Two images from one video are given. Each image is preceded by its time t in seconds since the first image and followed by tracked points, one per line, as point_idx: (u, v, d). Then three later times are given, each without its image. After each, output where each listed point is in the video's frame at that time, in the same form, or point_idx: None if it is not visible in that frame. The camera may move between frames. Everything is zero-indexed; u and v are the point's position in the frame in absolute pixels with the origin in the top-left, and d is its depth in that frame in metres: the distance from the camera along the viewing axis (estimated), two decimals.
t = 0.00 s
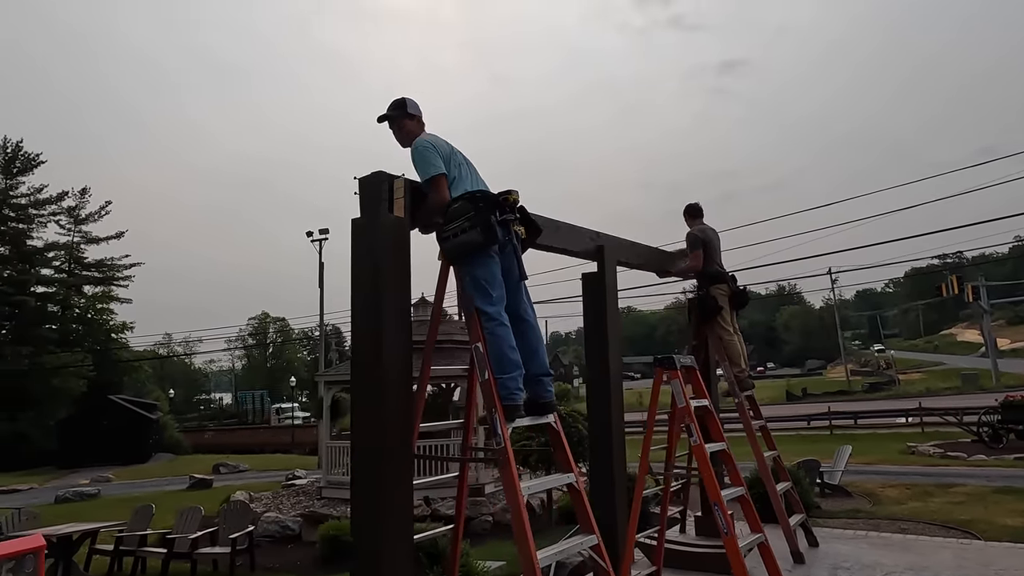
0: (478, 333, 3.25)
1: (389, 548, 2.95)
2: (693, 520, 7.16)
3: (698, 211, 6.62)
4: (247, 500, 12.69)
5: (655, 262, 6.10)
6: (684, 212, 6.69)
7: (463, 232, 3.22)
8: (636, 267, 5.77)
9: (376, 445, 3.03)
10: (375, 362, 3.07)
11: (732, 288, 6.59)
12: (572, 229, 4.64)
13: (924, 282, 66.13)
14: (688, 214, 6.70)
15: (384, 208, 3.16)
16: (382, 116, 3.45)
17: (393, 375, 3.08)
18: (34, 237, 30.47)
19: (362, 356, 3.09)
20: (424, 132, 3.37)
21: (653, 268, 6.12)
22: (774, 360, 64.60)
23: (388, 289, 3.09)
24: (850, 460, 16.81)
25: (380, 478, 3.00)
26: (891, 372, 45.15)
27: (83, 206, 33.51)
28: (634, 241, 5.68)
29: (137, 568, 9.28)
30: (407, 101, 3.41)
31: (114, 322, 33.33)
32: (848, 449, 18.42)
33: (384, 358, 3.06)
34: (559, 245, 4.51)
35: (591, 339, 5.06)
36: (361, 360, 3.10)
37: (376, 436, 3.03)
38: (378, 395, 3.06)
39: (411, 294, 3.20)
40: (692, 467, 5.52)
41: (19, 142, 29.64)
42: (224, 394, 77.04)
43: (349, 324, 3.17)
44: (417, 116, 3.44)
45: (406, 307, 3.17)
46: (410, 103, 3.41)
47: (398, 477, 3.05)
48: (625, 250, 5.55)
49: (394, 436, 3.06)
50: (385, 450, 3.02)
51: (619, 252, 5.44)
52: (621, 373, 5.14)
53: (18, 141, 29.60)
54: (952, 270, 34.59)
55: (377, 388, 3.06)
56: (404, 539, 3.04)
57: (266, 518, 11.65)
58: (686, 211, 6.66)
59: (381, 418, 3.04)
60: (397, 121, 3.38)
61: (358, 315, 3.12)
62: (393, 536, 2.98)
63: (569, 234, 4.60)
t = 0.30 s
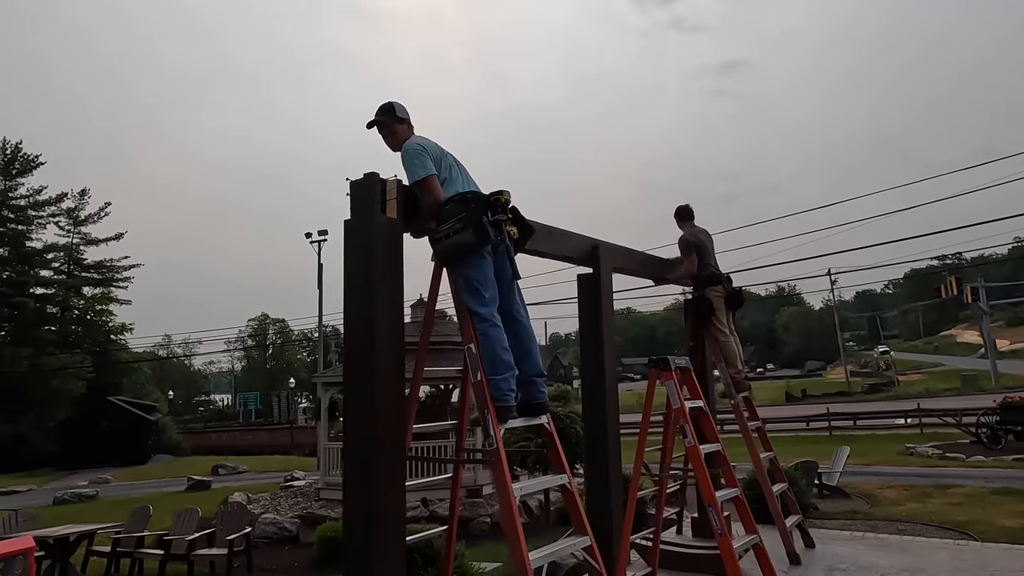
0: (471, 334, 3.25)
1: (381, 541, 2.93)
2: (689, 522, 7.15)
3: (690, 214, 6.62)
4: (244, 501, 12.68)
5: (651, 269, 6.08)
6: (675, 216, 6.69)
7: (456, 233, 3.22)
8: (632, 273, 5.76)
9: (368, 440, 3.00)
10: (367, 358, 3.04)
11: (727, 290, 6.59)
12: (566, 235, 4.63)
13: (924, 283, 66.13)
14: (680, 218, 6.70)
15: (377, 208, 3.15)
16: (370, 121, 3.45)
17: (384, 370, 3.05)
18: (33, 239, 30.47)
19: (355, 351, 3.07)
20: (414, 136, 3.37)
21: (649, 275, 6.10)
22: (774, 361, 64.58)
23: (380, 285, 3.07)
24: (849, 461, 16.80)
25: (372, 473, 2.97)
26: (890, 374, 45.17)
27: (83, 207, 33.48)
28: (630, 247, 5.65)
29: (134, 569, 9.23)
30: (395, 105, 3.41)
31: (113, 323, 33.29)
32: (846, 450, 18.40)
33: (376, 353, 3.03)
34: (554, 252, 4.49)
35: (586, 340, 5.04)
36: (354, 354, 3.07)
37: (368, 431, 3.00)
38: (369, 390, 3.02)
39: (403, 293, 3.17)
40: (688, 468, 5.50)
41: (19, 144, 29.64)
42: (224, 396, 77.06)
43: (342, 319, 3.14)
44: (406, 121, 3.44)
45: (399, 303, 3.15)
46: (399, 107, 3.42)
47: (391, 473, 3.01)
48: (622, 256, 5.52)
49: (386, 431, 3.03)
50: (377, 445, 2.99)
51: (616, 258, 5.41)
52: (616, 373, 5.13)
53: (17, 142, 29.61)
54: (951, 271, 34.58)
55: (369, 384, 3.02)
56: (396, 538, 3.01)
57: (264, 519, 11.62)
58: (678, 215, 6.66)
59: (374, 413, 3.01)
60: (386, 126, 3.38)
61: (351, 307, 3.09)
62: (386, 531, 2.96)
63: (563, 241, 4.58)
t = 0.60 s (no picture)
0: (466, 334, 3.24)
1: (377, 540, 2.91)
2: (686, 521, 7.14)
3: (685, 217, 6.62)
4: (242, 502, 12.68)
5: (649, 276, 6.07)
6: (668, 218, 6.70)
7: (451, 233, 3.23)
8: (629, 279, 5.75)
9: (365, 438, 2.98)
10: (362, 355, 3.03)
11: (724, 291, 6.57)
12: (563, 239, 4.61)
13: (923, 284, 66.16)
14: (674, 220, 6.70)
15: (373, 207, 3.14)
16: (365, 123, 3.45)
17: (379, 367, 3.03)
18: (32, 239, 30.44)
19: (351, 349, 3.05)
20: (409, 135, 3.36)
21: (647, 282, 6.09)
22: (773, 362, 64.51)
23: (376, 283, 3.05)
24: (847, 462, 16.79)
25: (368, 471, 2.94)
26: (889, 374, 45.22)
27: (81, 207, 33.46)
28: (628, 254, 5.65)
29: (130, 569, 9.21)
30: (389, 106, 3.40)
31: (112, 324, 33.25)
32: (845, 451, 18.39)
33: (372, 351, 3.01)
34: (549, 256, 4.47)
35: (581, 341, 5.00)
36: (350, 352, 3.06)
37: (364, 430, 2.98)
38: (364, 387, 3.00)
39: (399, 292, 3.16)
40: (685, 468, 5.48)
41: (17, 144, 29.64)
42: (223, 397, 76.97)
43: (338, 318, 3.13)
44: (401, 122, 3.44)
45: (395, 301, 3.14)
46: (393, 108, 3.41)
47: (386, 472, 3.00)
48: (620, 262, 5.52)
49: (382, 430, 3.01)
50: (373, 443, 2.97)
51: (614, 264, 5.41)
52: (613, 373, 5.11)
53: (16, 143, 29.61)
54: (949, 272, 34.61)
55: (364, 382, 3.01)
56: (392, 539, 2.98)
57: (261, 520, 11.64)
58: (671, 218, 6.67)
59: (370, 411, 2.99)
60: (380, 126, 3.38)
61: (347, 305, 3.08)
62: (383, 529, 2.94)
63: (559, 246, 4.57)
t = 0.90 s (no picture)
0: (462, 335, 3.23)
1: (372, 540, 2.90)
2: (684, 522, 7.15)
3: (681, 218, 6.62)
4: (239, 502, 12.67)
5: (647, 281, 6.07)
6: (663, 219, 6.70)
7: (448, 234, 3.22)
8: (627, 284, 5.73)
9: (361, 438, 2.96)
10: (359, 355, 3.01)
11: (721, 292, 6.57)
12: (560, 243, 4.60)
13: (920, 284, 66.22)
14: (668, 221, 6.70)
15: (369, 207, 3.13)
16: (362, 122, 3.44)
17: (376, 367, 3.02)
18: (28, 239, 30.33)
19: (347, 348, 3.03)
20: (406, 134, 3.35)
21: (645, 287, 6.09)
22: (771, 363, 64.49)
23: (373, 282, 3.04)
24: (844, 463, 16.78)
25: (364, 472, 2.93)
26: (887, 375, 45.24)
27: (79, 207, 33.39)
28: (626, 260, 5.65)
29: (127, 570, 9.18)
30: (386, 105, 3.40)
31: (109, 324, 33.17)
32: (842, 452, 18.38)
33: (368, 352, 3.00)
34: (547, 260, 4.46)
35: (580, 342, 4.98)
36: (347, 352, 3.04)
37: (361, 430, 2.96)
38: (361, 386, 2.99)
39: (396, 292, 3.14)
40: (683, 469, 5.46)
41: (14, 143, 29.55)
42: (220, 398, 76.81)
43: (334, 318, 3.11)
44: (398, 121, 3.43)
45: (392, 300, 3.13)
46: (391, 108, 3.41)
47: (383, 472, 2.98)
48: (618, 268, 5.52)
49: (378, 430, 3.00)
50: (370, 444, 2.96)
51: (612, 269, 5.41)
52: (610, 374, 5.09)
53: (13, 142, 29.51)
54: (947, 272, 34.61)
55: (361, 382, 2.99)
56: (387, 538, 2.98)
57: (258, 520, 11.62)
58: (666, 221, 6.67)
59: (366, 411, 2.98)
60: (379, 126, 3.37)
61: (343, 304, 3.06)
62: (378, 529, 2.94)
63: (557, 251, 4.56)
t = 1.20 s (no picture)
0: (461, 335, 3.23)
1: (370, 540, 2.89)
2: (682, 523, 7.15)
3: (681, 218, 6.62)
4: (236, 502, 12.66)
5: (645, 282, 6.06)
6: (664, 219, 6.70)
7: (446, 234, 3.21)
8: (625, 284, 5.72)
9: (359, 438, 2.96)
10: (356, 356, 3.00)
11: (719, 292, 6.57)
12: (558, 244, 4.60)
13: (918, 285, 66.30)
14: (668, 221, 6.71)
15: (368, 208, 3.12)
16: (359, 122, 3.43)
17: (374, 368, 3.01)
18: (26, 239, 30.27)
19: (345, 349, 3.03)
20: (404, 135, 3.34)
21: (644, 288, 6.10)
22: (769, 363, 64.58)
23: (370, 283, 3.03)
24: (842, 463, 16.79)
25: (363, 473, 2.92)
26: (885, 376, 45.29)
27: (76, 206, 33.33)
28: (624, 261, 5.65)
29: (124, 570, 9.15)
30: (383, 105, 3.39)
31: (107, 324, 33.11)
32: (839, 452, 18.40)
33: (365, 352, 2.99)
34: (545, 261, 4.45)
35: (578, 343, 4.98)
36: (344, 352, 3.03)
37: (358, 430, 2.95)
38: (359, 386, 2.98)
39: (394, 293, 3.13)
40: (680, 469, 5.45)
41: (12, 143, 29.46)
42: (218, 397, 76.79)
43: (332, 319, 3.11)
44: (397, 121, 3.42)
45: (389, 301, 3.12)
46: (389, 107, 3.39)
47: (381, 473, 2.98)
48: (616, 269, 5.52)
49: (376, 430, 3.00)
50: (367, 444, 2.95)
51: (610, 270, 5.41)
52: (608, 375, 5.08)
53: (10, 141, 29.42)
54: (945, 273, 34.65)
55: (358, 383, 2.99)
56: (385, 538, 2.97)
57: (256, 521, 11.61)
58: (666, 220, 6.67)
59: (364, 410, 2.98)
60: (376, 126, 3.36)
61: (341, 305, 3.06)
62: (376, 529, 2.93)
63: (555, 252, 4.55)
